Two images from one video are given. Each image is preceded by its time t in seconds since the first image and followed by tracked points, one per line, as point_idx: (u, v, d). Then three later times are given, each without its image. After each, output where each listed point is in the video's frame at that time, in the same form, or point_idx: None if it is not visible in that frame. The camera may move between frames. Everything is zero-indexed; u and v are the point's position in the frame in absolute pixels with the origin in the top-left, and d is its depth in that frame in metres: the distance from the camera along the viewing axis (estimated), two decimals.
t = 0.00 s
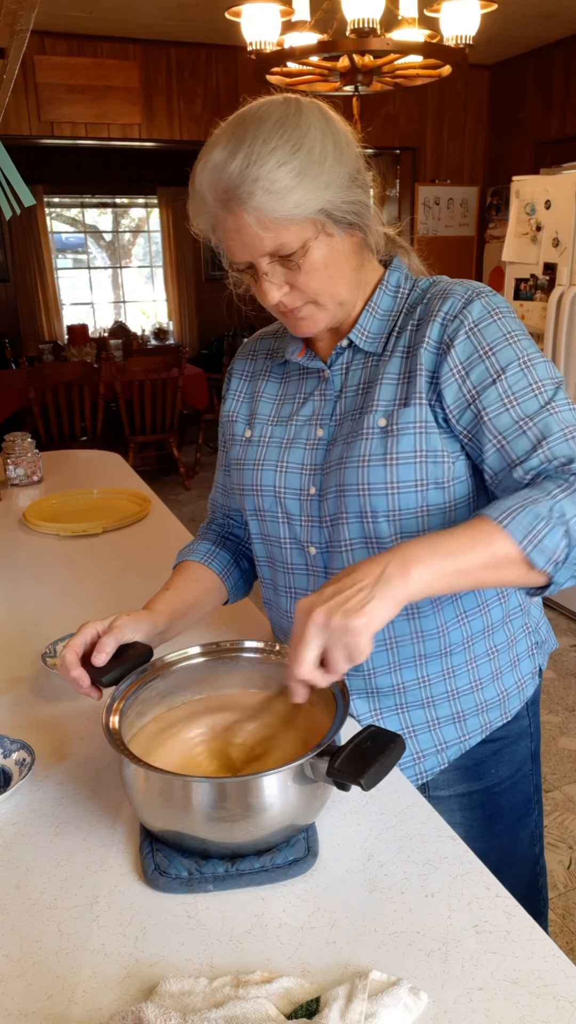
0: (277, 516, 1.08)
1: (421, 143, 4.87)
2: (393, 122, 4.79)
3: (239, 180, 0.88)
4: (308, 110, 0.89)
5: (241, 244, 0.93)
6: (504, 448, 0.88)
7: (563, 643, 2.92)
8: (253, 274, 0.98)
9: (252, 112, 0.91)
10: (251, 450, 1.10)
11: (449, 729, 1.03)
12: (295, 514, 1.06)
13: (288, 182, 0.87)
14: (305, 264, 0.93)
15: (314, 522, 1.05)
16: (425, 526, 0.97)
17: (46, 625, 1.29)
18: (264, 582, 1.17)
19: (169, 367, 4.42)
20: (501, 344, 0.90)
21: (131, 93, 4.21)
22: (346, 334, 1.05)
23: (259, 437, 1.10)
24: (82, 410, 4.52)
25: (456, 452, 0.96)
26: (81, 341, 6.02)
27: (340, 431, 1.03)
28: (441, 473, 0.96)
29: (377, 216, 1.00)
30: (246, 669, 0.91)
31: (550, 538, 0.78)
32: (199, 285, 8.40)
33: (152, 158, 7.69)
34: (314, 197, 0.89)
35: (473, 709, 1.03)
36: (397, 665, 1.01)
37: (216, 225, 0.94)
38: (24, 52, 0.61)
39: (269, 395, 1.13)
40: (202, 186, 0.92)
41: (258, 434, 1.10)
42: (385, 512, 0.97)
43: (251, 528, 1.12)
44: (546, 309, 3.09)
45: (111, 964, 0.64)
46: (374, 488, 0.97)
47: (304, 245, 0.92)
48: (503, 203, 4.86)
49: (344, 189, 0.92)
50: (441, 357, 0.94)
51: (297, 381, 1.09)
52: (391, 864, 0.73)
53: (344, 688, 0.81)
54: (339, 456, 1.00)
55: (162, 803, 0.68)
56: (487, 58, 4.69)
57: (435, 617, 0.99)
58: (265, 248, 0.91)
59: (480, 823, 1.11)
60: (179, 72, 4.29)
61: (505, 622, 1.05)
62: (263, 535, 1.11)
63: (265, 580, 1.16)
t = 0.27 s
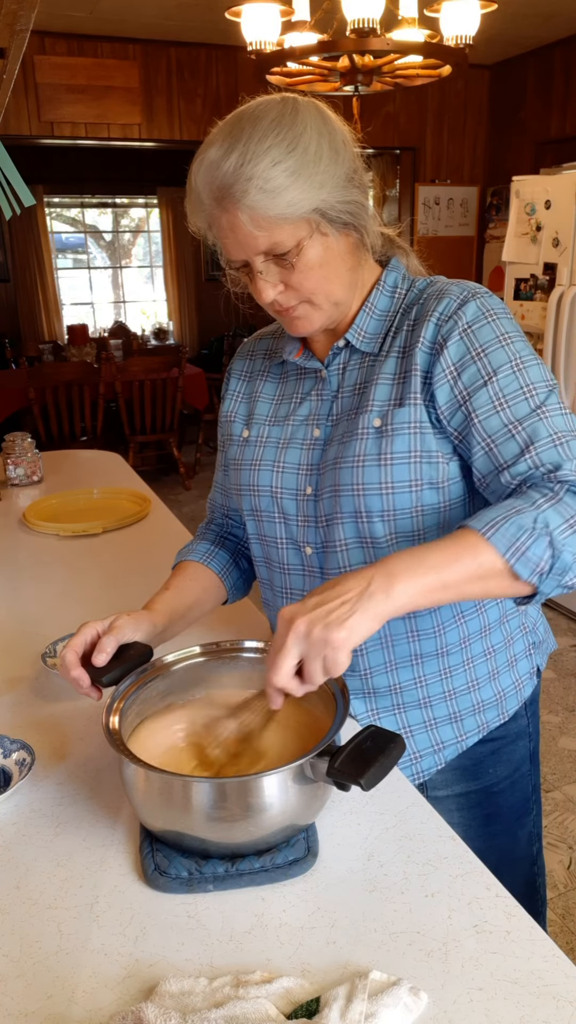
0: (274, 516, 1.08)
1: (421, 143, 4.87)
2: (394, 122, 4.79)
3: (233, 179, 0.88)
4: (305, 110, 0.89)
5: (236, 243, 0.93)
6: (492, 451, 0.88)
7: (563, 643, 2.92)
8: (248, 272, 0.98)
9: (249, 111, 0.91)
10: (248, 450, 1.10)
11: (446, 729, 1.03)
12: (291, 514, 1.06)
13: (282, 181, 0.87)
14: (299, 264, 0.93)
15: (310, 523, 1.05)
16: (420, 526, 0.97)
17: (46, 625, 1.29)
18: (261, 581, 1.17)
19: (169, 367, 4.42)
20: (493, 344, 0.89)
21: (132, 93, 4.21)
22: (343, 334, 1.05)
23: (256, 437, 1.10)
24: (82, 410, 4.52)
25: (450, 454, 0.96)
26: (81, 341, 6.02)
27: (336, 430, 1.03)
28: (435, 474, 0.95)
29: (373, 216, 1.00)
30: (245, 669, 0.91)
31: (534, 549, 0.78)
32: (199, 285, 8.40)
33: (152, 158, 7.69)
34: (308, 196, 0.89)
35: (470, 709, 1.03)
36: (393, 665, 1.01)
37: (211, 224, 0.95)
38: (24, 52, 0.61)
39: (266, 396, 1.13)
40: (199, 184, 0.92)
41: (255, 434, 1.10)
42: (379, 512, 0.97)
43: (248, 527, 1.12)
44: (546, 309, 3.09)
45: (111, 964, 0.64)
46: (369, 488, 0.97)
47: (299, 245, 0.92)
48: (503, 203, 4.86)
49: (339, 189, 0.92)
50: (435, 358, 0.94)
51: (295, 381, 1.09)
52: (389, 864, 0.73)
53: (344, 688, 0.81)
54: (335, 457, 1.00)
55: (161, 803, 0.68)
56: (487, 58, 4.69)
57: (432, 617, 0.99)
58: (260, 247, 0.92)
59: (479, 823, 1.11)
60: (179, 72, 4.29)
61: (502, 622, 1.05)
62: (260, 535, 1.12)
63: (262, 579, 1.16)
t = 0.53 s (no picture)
0: (272, 516, 1.08)
1: (421, 143, 4.87)
2: (394, 122, 4.79)
3: (229, 181, 0.88)
4: (300, 110, 0.89)
5: (233, 244, 0.93)
6: (492, 447, 0.87)
7: (563, 643, 2.92)
8: (246, 274, 0.98)
9: (245, 112, 0.91)
10: (247, 450, 1.11)
11: (444, 728, 1.03)
12: (289, 514, 1.06)
13: (278, 182, 0.87)
14: (296, 265, 0.93)
15: (308, 522, 1.05)
16: (418, 525, 0.97)
17: (46, 625, 1.29)
18: (260, 581, 1.17)
19: (169, 367, 4.42)
20: (490, 342, 0.89)
21: (132, 93, 4.21)
22: (340, 334, 1.05)
23: (254, 437, 1.10)
24: (82, 410, 4.52)
25: (448, 452, 0.96)
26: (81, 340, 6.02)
27: (334, 430, 1.03)
28: (433, 472, 0.95)
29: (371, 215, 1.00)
30: (244, 669, 0.91)
31: (535, 546, 0.78)
32: (199, 285, 8.40)
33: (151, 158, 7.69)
34: (303, 198, 0.89)
35: (468, 709, 1.03)
36: (391, 665, 1.01)
37: (209, 225, 0.95)
38: (24, 53, 0.61)
39: (265, 395, 1.13)
40: (195, 185, 0.92)
41: (253, 434, 1.10)
42: (377, 511, 0.97)
43: (246, 527, 1.13)
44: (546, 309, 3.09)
45: (111, 964, 0.64)
46: (366, 486, 0.96)
47: (296, 245, 0.92)
48: (503, 203, 4.86)
49: (335, 190, 0.92)
50: (433, 356, 0.93)
51: (294, 381, 1.09)
52: (389, 863, 0.73)
53: (344, 688, 0.81)
54: (333, 456, 1.00)
55: (162, 803, 0.68)
56: (487, 58, 4.69)
57: (429, 617, 0.99)
58: (257, 248, 0.92)
59: (478, 823, 1.11)
60: (179, 72, 4.29)
61: (500, 622, 1.05)
62: (259, 535, 1.12)
63: (260, 579, 1.16)
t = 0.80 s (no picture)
0: (272, 516, 1.08)
1: (421, 143, 4.87)
2: (393, 122, 4.78)
3: (227, 182, 0.88)
4: (299, 111, 0.89)
5: (232, 246, 0.93)
6: (496, 444, 0.87)
7: (563, 643, 2.92)
8: (246, 274, 0.98)
9: (243, 113, 0.91)
10: (247, 450, 1.11)
11: (444, 728, 1.03)
12: (290, 514, 1.06)
13: (276, 183, 0.87)
14: (295, 266, 0.93)
15: (308, 522, 1.05)
16: (418, 525, 0.97)
17: (46, 625, 1.29)
18: (260, 581, 1.17)
19: (169, 367, 4.42)
20: (491, 340, 0.89)
21: (132, 93, 4.21)
22: (340, 334, 1.05)
23: (255, 437, 1.10)
24: (82, 410, 4.53)
25: (448, 451, 0.96)
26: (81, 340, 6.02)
27: (334, 430, 1.03)
28: (433, 471, 0.96)
29: (370, 216, 1.00)
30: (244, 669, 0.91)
31: (541, 540, 0.78)
32: (199, 285, 8.40)
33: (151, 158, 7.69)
34: (302, 198, 0.89)
35: (468, 708, 1.03)
36: (392, 665, 1.01)
37: (207, 226, 0.95)
38: (24, 53, 0.61)
39: (265, 396, 1.13)
40: (193, 186, 0.92)
41: (254, 434, 1.11)
42: (377, 511, 0.97)
43: (247, 527, 1.12)
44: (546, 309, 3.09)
45: (110, 964, 0.64)
46: (366, 486, 0.96)
47: (295, 245, 0.92)
48: (503, 204, 4.86)
49: (334, 190, 0.92)
50: (434, 355, 0.93)
51: (294, 381, 1.09)
52: (389, 863, 0.73)
53: (344, 688, 0.81)
54: (333, 456, 1.00)
55: (162, 803, 0.68)
56: (487, 58, 4.69)
57: (429, 617, 0.99)
58: (256, 250, 0.92)
59: (478, 823, 1.11)
60: (179, 72, 4.29)
61: (501, 622, 1.04)
62: (259, 535, 1.12)
63: (261, 579, 1.16)
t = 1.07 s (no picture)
0: (271, 516, 1.08)
1: (421, 143, 4.87)
2: (393, 122, 4.78)
3: (224, 186, 0.88)
4: (293, 113, 0.89)
5: (229, 247, 0.93)
6: (491, 440, 0.87)
7: (563, 644, 2.92)
8: (244, 276, 0.98)
9: (238, 116, 0.91)
10: (246, 451, 1.11)
11: (443, 727, 1.03)
12: (289, 514, 1.06)
13: (273, 186, 0.87)
14: (293, 267, 0.93)
15: (307, 522, 1.05)
16: (417, 523, 0.97)
17: (46, 625, 1.29)
18: (261, 580, 1.17)
19: (169, 367, 4.42)
20: (486, 337, 0.89)
21: (131, 93, 4.21)
22: (338, 334, 1.05)
23: (253, 437, 1.10)
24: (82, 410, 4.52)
25: (446, 449, 0.96)
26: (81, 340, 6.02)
27: (333, 429, 1.03)
28: (431, 470, 0.96)
29: (368, 216, 1.01)
30: (243, 669, 0.91)
31: (537, 532, 0.77)
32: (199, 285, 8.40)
33: (151, 158, 7.69)
34: (298, 200, 0.89)
35: (468, 707, 1.03)
36: (391, 664, 1.01)
37: (204, 229, 0.95)
38: (24, 52, 0.61)
39: (264, 395, 1.13)
40: (190, 191, 0.92)
41: (252, 434, 1.11)
42: (375, 510, 0.97)
43: (247, 527, 1.12)
44: (546, 309, 3.09)
45: (111, 964, 0.64)
46: (364, 485, 0.97)
47: (292, 247, 0.92)
48: (503, 204, 4.86)
49: (330, 191, 0.92)
50: (428, 354, 0.94)
51: (292, 382, 1.09)
52: (389, 863, 0.73)
53: (344, 688, 0.81)
54: (330, 455, 1.00)
55: (162, 803, 0.68)
56: (487, 58, 4.69)
57: (428, 616, 0.99)
58: (253, 252, 0.92)
59: (478, 823, 1.11)
60: (179, 72, 4.29)
61: (500, 620, 1.05)
62: (258, 535, 1.12)
63: (262, 579, 1.16)
